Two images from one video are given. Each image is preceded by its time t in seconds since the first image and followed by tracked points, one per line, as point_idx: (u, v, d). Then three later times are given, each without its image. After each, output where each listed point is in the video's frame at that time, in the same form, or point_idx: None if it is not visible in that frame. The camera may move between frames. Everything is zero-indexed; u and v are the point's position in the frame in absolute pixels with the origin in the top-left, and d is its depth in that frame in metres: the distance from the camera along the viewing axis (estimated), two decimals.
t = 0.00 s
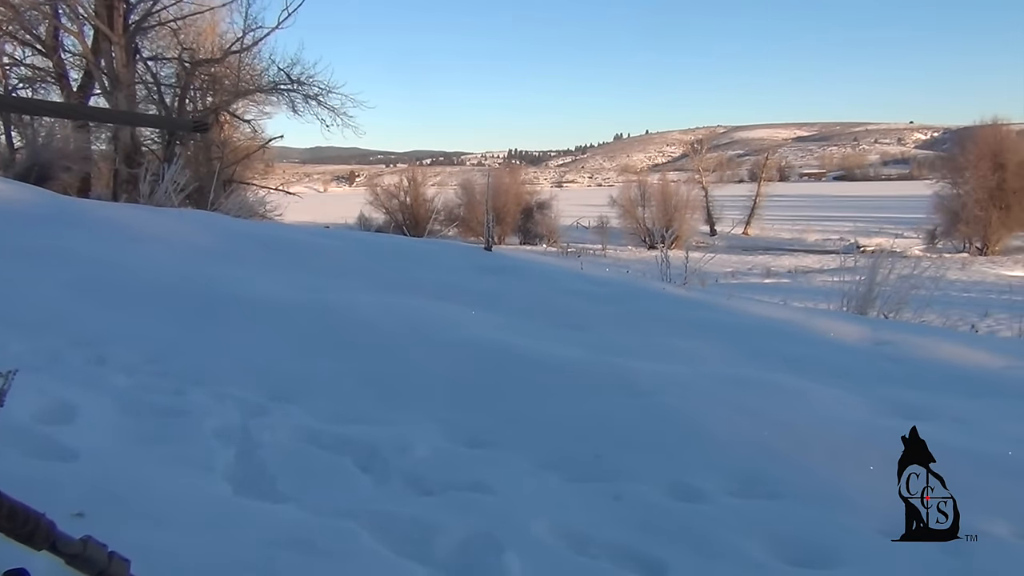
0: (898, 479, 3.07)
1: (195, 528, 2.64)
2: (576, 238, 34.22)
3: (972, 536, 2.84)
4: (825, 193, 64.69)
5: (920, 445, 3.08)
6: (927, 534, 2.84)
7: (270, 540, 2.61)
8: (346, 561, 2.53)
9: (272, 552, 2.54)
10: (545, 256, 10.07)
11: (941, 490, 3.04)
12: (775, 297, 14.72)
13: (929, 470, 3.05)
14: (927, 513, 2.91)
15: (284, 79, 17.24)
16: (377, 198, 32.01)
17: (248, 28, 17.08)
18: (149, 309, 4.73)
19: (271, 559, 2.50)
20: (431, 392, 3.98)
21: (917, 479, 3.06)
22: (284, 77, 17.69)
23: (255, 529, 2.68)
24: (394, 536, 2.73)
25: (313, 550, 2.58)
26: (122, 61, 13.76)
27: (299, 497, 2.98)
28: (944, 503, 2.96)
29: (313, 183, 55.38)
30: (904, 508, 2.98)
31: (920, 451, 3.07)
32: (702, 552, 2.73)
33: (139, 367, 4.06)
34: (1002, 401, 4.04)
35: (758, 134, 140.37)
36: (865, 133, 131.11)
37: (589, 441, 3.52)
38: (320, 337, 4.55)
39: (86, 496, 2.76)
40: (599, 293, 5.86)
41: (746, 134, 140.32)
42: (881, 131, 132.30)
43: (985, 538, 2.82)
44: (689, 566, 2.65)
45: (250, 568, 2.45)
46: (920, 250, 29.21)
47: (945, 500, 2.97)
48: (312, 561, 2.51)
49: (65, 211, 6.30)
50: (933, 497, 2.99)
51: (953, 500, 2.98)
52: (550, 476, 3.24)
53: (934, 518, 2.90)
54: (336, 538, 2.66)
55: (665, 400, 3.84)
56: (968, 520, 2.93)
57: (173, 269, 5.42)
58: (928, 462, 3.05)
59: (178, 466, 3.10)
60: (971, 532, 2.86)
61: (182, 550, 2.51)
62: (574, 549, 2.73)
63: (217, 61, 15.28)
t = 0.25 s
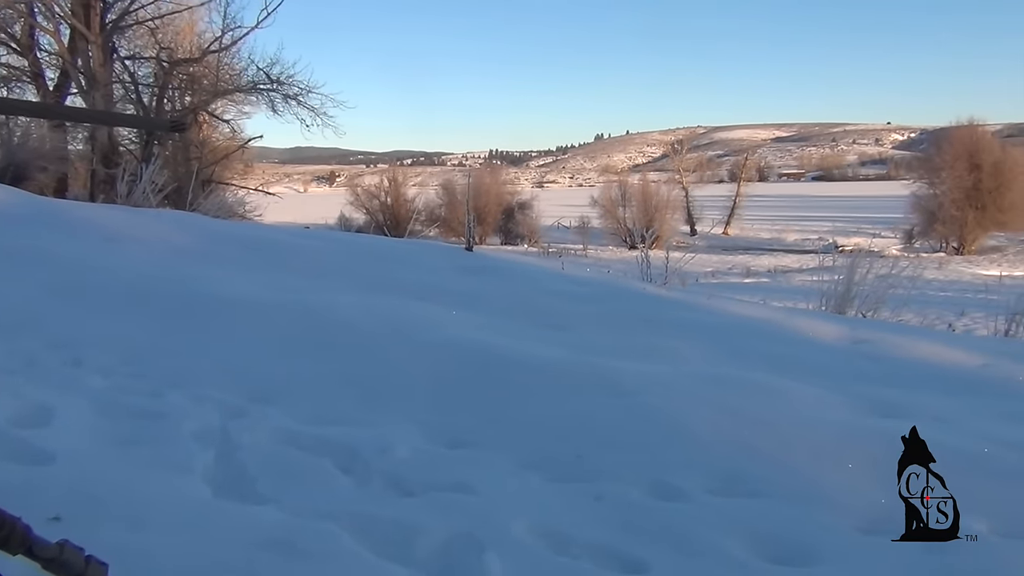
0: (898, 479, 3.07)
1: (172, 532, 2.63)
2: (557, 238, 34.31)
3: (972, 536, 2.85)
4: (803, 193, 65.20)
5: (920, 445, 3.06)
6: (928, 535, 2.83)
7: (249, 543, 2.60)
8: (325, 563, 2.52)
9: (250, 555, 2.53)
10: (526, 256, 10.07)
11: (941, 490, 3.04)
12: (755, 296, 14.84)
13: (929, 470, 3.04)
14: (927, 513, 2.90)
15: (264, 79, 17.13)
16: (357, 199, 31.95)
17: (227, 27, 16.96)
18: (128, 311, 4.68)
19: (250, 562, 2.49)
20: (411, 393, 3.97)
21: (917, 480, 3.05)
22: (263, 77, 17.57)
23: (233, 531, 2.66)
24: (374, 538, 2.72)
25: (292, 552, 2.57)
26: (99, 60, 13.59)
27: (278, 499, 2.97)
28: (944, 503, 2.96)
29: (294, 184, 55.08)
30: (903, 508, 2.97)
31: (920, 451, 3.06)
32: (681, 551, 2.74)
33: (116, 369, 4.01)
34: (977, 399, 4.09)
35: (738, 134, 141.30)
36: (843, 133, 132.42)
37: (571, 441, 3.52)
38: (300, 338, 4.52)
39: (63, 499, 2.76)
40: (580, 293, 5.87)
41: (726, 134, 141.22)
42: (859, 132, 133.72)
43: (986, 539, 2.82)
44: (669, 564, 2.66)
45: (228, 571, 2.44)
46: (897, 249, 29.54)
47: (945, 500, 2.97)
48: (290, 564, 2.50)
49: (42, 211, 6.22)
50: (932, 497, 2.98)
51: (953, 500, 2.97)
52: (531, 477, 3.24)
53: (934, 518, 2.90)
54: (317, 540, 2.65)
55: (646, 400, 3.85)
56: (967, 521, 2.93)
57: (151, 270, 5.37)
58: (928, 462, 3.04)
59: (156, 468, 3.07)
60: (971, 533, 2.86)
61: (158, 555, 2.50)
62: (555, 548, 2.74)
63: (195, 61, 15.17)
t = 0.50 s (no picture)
0: (898, 479, 3.09)
1: (151, 534, 2.61)
2: (538, 238, 34.36)
3: (972, 536, 2.85)
4: (782, 192, 65.71)
5: (920, 445, 3.11)
6: (928, 534, 2.84)
7: (227, 544, 2.59)
8: (305, 564, 2.52)
9: (230, 556, 2.52)
10: (507, 255, 10.06)
11: (941, 490, 3.06)
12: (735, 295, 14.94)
13: (929, 470, 3.07)
14: (927, 513, 2.92)
15: (242, 78, 16.99)
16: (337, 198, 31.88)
17: (205, 25, 16.83)
18: (104, 311, 4.63)
19: (229, 563, 2.48)
20: (391, 393, 3.96)
21: (917, 480, 3.08)
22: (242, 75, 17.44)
23: (213, 534, 2.65)
24: (355, 538, 2.72)
25: (271, 553, 2.56)
26: (75, 58, 13.42)
27: (258, 499, 2.95)
28: (945, 503, 2.98)
29: (273, 182, 54.72)
30: (903, 508, 2.99)
31: (920, 451, 3.10)
32: (661, 548, 2.75)
33: (93, 370, 3.97)
34: (952, 396, 4.14)
35: (717, 133, 142.14)
36: (821, 132, 133.59)
37: (551, 440, 3.53)
38: (279, 339, 4.49)
39: (40, 502, 2.73)
40: (561, 292, 5.88)
41: (705, 134, 142.04)
42: (836, 131, 135.03)
43: (985, 539, 2.82)
44: (650, 561, 2.67)
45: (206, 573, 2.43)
46: (875, 248, 29.87)
47: (945, 500, 2.99)
48: (270, 564, 2.49)
49: (16, 211, 6.13)
50: (933, 497, 3.01)
51: (953, 500, 2.99)
52: (512, 476, 3.24)
53: (933, 518, 2.91)
54: (298, 541, 2.64)
55: (625, 398, 3.86)
56: (968, 521, 2.94)
57: (128, 269, 5.31)
58: (927, 462, 3.08)
59: (135, 470, 3.05)
60: (972, 532, 2.87)
61: (136, 557, 2.48)
62: (536, 547, 2.75)
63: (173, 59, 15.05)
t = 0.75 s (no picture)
0: (898, 480, 3.08)
1: (126, 537, 2.57)
2: (517, 236, 34.37)
3: (973, 536, 2.84)
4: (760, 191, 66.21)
5: (920, 446, 3.07)
6: (928, 535, 2.82)
7: (204, 546, 2.55)
8: (282, 564, 2.49)
9: (206, 558, 2.49)
10: (486, 254, 10.05)
11: (941, 489, 3.05)
12: (713, 293, 15.03)
13: (929, 470, 3.05)
14: (927, 514, 2.91)
15: (219, 76, 16.83)
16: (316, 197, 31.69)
17: (181, 23, 16.64)
18: (79, 311, 4.56)
19: (206, 565, 2.45)
20: (370, 393, 3.93)
21: (917, 480, 3.07)
22: (219, 73, 17.28)
23: (188, 536, 2.61)
24: (334, 539, 2.69)
25: (249, 554, 2.53)
26: (48, 55, 13.21)
27: (236, 500, 2.92)
28: (945, 503, 2.96)
29: (251, 181, 54.29)
30: (903, 507, 2.98)
31: (920, 450, 3.06)
32: (642, 546, 2.75)
33: (67, 370, 3.91)
34: (928, 393, 4.18)
35: (696, 132, 142.94)
36: (798, 132, 134.78)
37: (531, 438, 3.52)
38: (257, 338, 4.44)
39: (14, 505, 2.69)
40: (540, 291, 5.87)
41: (684, 132, 142.78)
42: (813, 130, 136.33)
43: (985, 539, 2.80)
44: (629, 559, 2.67)
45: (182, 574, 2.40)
46: (851, 246, 30.22)
47: (945, 500, 2.98)
48: (247, 565, 2.47)
49: None
50: (933, 497, 3.00)
51: (952, 500, 2.98)
52: (492, 474, 3.23)
53: (934, 518, 2.90)
54: (275, 541, 2.61)
55: (605, 396, 3.86)
56: (968, 521, 2.93)
57: (103, 269, 5.23)
58: (928, 462, 3.05)
59: (111, 471, 3.00)
60: (972, 533, 2.86)
61: (111, 559, 2.45)
62: (516, 546, 2.73)
63: (149, 57, 14.86)
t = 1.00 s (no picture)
0: (899, 480, 3.13)
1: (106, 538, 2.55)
2: (500, 235, 34.37)
3: (972, 536, 2.83)
4: (742, 190, 66.63)
5: (920, 447, 3.17)
6: (928, 533, 2.83)
7: (185, 547, 2.54)
8: (265, 565, 2.49)
9: (189, 560, 2.48)
10: (470, 253, 10.04)
11: (941, 490, 3.08)
12: (695, 291, 15.10)
13: (929, 470, 3.12)
14: (927, 513, 2.93)
15: (200, 74, 16.70)
16: (298, 196, 31.54)
17: (161, 21, 16.49)
18: (59, 312, 4.51)
19: (187, 567, 2.44)
20: (353, 393, 3.91)
21: (917, 480, 3.12)
22: (200, 72, 17.14)
23: (169, 537, 2.59)
24: (317, 539, 2.68)
25: (231, 555, 2.52)
26: (26, 53, 13.03)
27: (218, 501, 2.90)
28: (944, 503, 2.99)
29: (232, 180, 53.95)
30: (904, 507, 3.01)
31: (921, 451, 3.16)
32: (626, 543, 2.75)
33: (46, 372, 3.86)
34: (908, 390, 4.22)
35: (678, 131, 143.55)
36: (779, 131, 135.72)
37: (514, 436, 3.52)
38: (239, 338, 4.40)
39: None
40: (523, 289, 5.87)
41: (667, 131, 143.35)
42: (794, 130, 137.33)
43: (985, 539, 2.81)
44: (612, 557, 2.67)
45: None
46: (832, 245, 30.47)
47: (944, 500, 3.00)
48: (228, 567, 2.46)
49: None
50: (933, 497, 3.03)
51: (952, 500, 3.01)
52: (474, 473, 3.23)
53: (934, 518, 2.92)
54: (258, 542, 2.60)
55: (588, 395, 3.87)
56: (969, 521, 2.93)
57: (83, 269, 5.16)
58: (927, 463, 3.13)
59: (92, 472, 2.98)
60: (971, 533, 2.86)
61: (91, 562, 2.43)
62: (499, 545, 2.73)
63: (129, 55, 14.72)
